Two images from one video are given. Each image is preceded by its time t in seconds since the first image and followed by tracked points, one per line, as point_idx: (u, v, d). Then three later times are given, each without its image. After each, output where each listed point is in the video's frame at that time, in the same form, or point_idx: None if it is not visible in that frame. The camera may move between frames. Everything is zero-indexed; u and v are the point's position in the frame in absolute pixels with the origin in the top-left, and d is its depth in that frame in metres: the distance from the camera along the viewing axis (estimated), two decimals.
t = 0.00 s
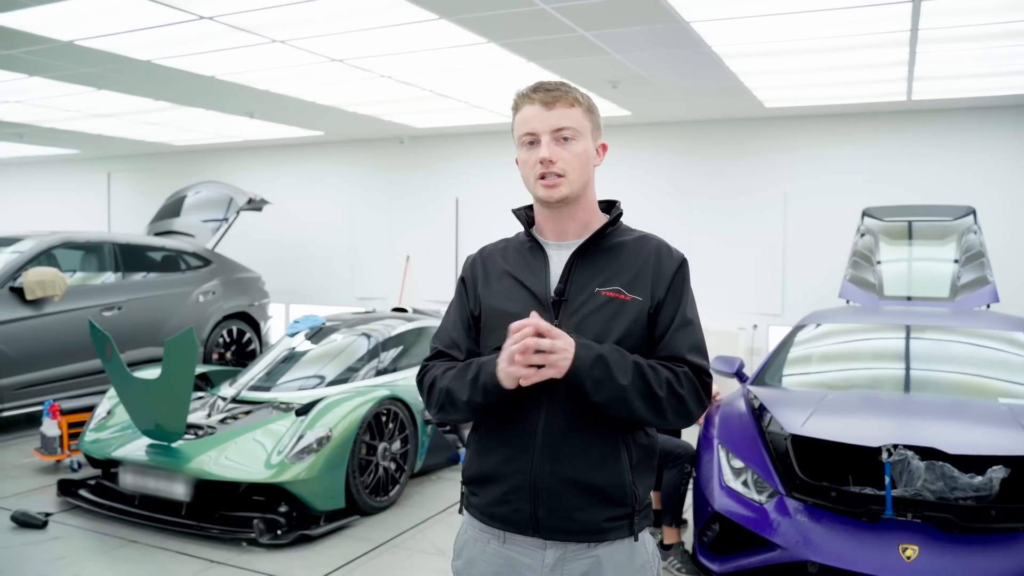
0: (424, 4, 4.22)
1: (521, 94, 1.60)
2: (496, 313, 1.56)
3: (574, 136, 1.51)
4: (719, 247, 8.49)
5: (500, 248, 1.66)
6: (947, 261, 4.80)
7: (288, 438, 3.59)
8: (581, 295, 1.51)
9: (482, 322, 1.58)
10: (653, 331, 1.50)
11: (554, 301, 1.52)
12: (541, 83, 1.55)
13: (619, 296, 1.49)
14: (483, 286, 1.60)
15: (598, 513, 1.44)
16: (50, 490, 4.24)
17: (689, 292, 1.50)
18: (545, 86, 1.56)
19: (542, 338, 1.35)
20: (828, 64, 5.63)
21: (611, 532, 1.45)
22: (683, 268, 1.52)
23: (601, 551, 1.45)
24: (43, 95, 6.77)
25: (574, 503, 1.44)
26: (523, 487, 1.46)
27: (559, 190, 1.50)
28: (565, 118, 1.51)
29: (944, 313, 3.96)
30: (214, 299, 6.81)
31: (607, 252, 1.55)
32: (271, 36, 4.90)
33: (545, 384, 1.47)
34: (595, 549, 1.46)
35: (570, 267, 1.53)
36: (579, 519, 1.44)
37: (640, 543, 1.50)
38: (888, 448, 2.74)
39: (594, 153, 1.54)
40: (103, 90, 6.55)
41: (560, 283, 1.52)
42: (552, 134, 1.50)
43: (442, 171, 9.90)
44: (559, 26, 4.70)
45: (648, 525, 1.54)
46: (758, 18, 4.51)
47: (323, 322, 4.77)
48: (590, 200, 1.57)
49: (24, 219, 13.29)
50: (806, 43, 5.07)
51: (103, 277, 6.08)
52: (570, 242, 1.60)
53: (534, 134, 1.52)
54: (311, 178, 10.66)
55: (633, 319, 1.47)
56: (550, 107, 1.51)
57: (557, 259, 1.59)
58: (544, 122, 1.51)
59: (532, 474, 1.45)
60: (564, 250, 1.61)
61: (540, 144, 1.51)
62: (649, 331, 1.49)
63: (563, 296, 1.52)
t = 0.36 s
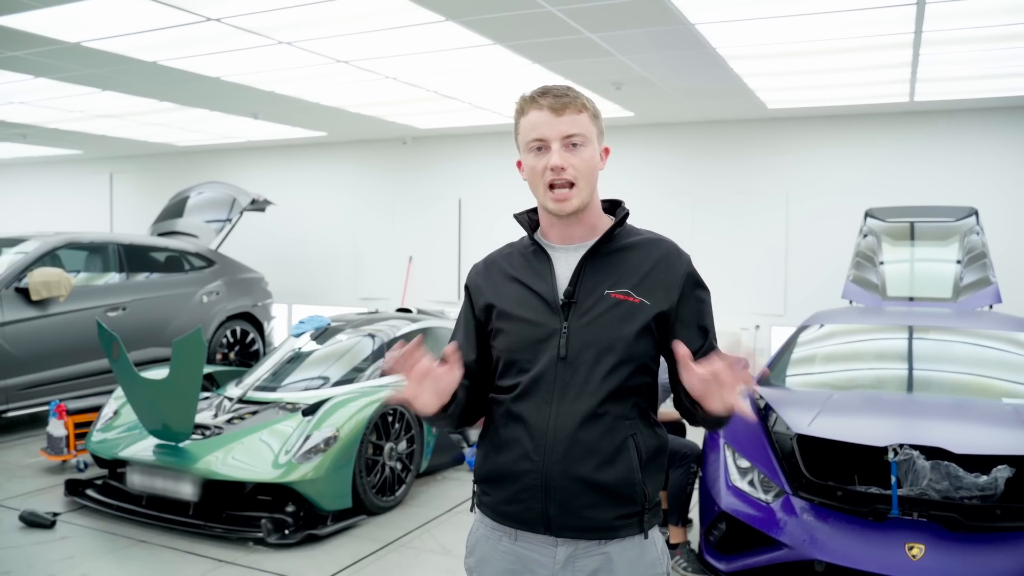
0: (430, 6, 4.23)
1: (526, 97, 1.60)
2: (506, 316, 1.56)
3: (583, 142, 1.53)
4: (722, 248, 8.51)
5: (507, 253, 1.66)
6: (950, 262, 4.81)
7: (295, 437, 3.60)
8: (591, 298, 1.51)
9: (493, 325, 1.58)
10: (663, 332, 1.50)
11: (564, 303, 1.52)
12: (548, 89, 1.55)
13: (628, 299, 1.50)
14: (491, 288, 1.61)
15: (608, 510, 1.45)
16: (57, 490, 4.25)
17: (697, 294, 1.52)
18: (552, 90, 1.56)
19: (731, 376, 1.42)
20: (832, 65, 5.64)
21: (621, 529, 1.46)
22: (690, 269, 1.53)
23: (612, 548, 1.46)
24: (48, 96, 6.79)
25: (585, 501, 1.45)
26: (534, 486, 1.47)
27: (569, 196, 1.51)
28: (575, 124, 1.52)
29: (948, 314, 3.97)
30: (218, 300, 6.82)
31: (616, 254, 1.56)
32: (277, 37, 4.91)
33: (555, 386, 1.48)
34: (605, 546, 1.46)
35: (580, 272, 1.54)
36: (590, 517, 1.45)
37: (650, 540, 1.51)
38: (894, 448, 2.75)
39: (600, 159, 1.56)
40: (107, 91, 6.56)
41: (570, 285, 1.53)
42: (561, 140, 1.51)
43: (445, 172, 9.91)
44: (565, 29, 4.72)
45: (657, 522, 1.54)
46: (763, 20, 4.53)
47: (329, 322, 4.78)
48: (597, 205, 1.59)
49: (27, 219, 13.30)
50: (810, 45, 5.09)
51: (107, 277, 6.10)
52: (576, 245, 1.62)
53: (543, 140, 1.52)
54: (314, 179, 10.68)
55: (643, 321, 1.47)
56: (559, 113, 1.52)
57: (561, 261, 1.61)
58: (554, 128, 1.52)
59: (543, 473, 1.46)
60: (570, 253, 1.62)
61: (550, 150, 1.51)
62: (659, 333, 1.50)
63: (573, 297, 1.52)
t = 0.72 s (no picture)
0: (432, 6, 4.25)
1: (522, 102, 1.62)
2: (525, 317, 1.56)
3: (582, 139, 1.54)
4: (720, 247, 8.53)
5: (518, 253, 1.66)
6: (948, 261, 4.84)
7: (297, 436, 3.61)
8: (609, 300, 1.53)
9: (511, 326, 1.58)
10: (678, 331, 1.55)
11: (584, 305, 1.54)
12: (542, 91, 1.57)
13: (646, 301, 1.52)
14: (506, 290, 1.61)
15: (629, 501, 1.50)
16: (59, 489, 4.26)
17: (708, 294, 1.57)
18: (546, 92, 1.58)
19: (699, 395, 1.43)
20: (831, 66, 5.67)
21: (641, 518, 1.51)
22: (700, 269, 1.58)
23: (633, 536, 1.51)
24: (48, 96, 6.79)
25: (608, 496, 1.49)
26: (559, 482, 1.49)
27: (576, 194, 1.53)
28: (572, 122, 1.54)
29: (946, 312, 4.00)
30: (218, 299, 6.83)
31: (629, 255, 1.58)
32: (278, 37, 4.92)
33: (578, 386, 1.50)
34: (627, 535, 1.51)
35: (598, 274, 1.56)
36: (614, 510, 1.49)
37: (665, 526, 1.57)
38: (893, 445, 2.77)
39: (602, 153, 1.58)
40: (109, 91, 6.57)
41: (589, 287, 1.54)
42: (561, 139, 1.53)
43: (444, 172, 9.92)
44: (567, 29, 4.73)
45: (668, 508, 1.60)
46: (763, 21, 4.55)
47: (329, 322, 4.79)
48: (604, 199, 1.61)
49: (25, 219, 13.29)
50: (810, 45, 5.11)
51: (107, 277, 6.10)
52: (591, 243, 1.64)
53: (543, 142, 1.54)
54: (313, 179, 10.69)
55: (661, 323, 1.51)
56: (555, 113, 1.54)
57: (577, 262, 1.62)
58: (552, 129, 1.53)
59: (569, 471, 1.48)
60: (585, 252, 1.64)
61: (551, 151, 1.53)
62: (674, 332, 1.54)
63: (592, 299, 1.54)
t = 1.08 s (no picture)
0: (426, 6, 4.26)
1: (512, 110, 1.64)
2: (533, 320, 1.58)
3: (574, 142, 1.56)
4: (712, 247, 8.57)
5: (520, 256, 1.68)
6: (938, 261, 4.88)
7: (291, 435, 3.62)
8: (614, 299, 1.55)
9: (518, 330, 1.60)
10: (682, 324, 1.58)
11: (589, 305, 1.56)
12: (529, 99, 1.59)
13: (650, 297, 1.54)
14: (511, 294, 1.62)
15: (642, 494, 1.52)
16: (53, 489, 4.25)
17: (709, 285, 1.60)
18: (533, 99, 1.60)
19: (712, 381, 1.45)
20: (822, 66, 5.71)
21: (652, 509, 1.54)
22: (700, 261, 1.60)
23: (644, 526, 1.53)
24: (41, 96, 6.77)
25: (621, 489, 1.51)
26: (572, 479, 1.52)
27: (573, 198, 1.55)
28: (562, 127, 1.55)
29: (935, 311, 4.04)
30: (211, 299, 6.82)
31: (631, 252, 1.60)
32: (273, 37, 4.92)
33: (587, 385, 1.52)
34: (638, 524, 1.53)
35: (603, 273, 1.58)
36: (627, 502, 1.52)
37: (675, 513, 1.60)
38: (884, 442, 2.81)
39: (594, 154, 1.59)
40: (102, 90, 6.56)
41: (594, 288, 1.56)
42: (553, 146, 1.55)
43: (437, 172, 9.93)
44: (560, 30, 4.75)
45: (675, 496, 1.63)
46: (755, 22, 4.58)
47: (323, 321, 4.79)
48: (601, 199, 1.63)
49: (17, 218, 13.23)
50: (802, 46, 5.15)
51: (100, 276, 6.08)
52: (592, 244, 1.66)
53: (536, 150, 1.56)
54: (306, 179, 10.68)
55: (667, 318, 1.53)
56: (545, 120, 1.56)
57: (581, 264, 1.64)
58: (543, 136, 1.55)
59: (581, 467, 1.51)
60: (587, 253, 1.66)
61: (544, 158, 1.55)
62: (678, 326, 1.57)
63: (597, 299, 1.56)
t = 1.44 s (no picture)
0: (415, 6, 4.27)
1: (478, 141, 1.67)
2: (530, 317, 1.63)
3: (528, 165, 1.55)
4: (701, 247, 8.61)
5: (521, 252, 1.71)
6: (925, 260, 4.92)
7: (281, 435, 3.62)
8: (609, 299, 1.57)
9: (518, 327, 1.65)
10: (681, 328, 1.56)
11: (583, 304, 1.58)
12: (485, 131, 1.61)
13: (644, 298, 1.55)
14: (511, 291, 1.68)
15: (628, 496, 1.51)
16: (41, 489, 4.24)
17: (712, 289, 1.57)
18: (489, 130, 1.61)
19: (713, 374, 1.44)
20: (809, 68, 5.75)
21: (639, 515, 1.52)
22: (705, 262, 1.58)
23: (629, 531, 1.51)
24: (29, 95, 6.73)
25: (604, 490, 1.51)
26: (555, 474, 1.54)
27: (541, 219, 1.58)
28: (512, 155, 1.55)
29: (920, 310, 4.08)
30: (200, 299, 6.80)
31: (630, 253, 1.61)
32: (262, 37, 4.92)
33: (576, 383, 1.55)
34: (623, 529, 1.51)
35: (597, 274, 1.60)
36: (610, 503, 1.51)
37: (669, 523, 1.56)
38: (870, 440, 2.83)
39: (559, 164, 1.56)
40: (91, 90, 6.53)
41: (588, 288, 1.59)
42: (508, 175, 1.56)
43: (426, 172, 9.93)
44: (549, 30, 4.77)
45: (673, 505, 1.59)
46: (743, 23, 4.61)
47: (313, 321, 4.78)
48: (583, 201, 1.61)
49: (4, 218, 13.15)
50: (790, 47, 5.18)
51: (88, 276, 6.05)
52: (589, 245, 1.67)
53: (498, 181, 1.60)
54: (296, 179, 10.65)
55: (661, 320, 1.53)
56: (496, 152, 1.57)
57: (574, 267, 1.67)
58: (498, 168, 1.58)
59: (564, 463, 1.52)
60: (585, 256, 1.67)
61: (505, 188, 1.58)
62: (676, 329, 1.56)
63: (591, 298, 1.58)
